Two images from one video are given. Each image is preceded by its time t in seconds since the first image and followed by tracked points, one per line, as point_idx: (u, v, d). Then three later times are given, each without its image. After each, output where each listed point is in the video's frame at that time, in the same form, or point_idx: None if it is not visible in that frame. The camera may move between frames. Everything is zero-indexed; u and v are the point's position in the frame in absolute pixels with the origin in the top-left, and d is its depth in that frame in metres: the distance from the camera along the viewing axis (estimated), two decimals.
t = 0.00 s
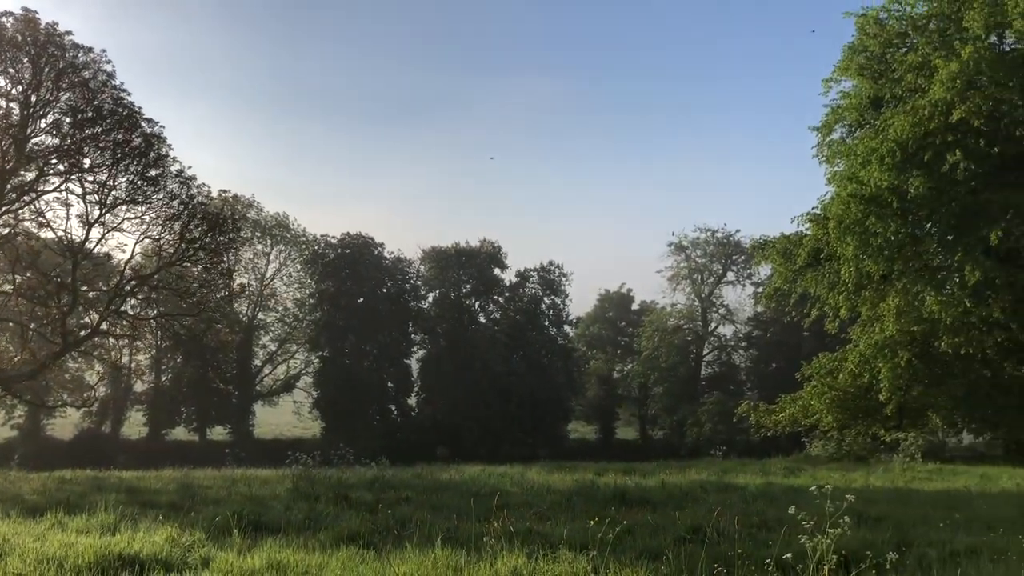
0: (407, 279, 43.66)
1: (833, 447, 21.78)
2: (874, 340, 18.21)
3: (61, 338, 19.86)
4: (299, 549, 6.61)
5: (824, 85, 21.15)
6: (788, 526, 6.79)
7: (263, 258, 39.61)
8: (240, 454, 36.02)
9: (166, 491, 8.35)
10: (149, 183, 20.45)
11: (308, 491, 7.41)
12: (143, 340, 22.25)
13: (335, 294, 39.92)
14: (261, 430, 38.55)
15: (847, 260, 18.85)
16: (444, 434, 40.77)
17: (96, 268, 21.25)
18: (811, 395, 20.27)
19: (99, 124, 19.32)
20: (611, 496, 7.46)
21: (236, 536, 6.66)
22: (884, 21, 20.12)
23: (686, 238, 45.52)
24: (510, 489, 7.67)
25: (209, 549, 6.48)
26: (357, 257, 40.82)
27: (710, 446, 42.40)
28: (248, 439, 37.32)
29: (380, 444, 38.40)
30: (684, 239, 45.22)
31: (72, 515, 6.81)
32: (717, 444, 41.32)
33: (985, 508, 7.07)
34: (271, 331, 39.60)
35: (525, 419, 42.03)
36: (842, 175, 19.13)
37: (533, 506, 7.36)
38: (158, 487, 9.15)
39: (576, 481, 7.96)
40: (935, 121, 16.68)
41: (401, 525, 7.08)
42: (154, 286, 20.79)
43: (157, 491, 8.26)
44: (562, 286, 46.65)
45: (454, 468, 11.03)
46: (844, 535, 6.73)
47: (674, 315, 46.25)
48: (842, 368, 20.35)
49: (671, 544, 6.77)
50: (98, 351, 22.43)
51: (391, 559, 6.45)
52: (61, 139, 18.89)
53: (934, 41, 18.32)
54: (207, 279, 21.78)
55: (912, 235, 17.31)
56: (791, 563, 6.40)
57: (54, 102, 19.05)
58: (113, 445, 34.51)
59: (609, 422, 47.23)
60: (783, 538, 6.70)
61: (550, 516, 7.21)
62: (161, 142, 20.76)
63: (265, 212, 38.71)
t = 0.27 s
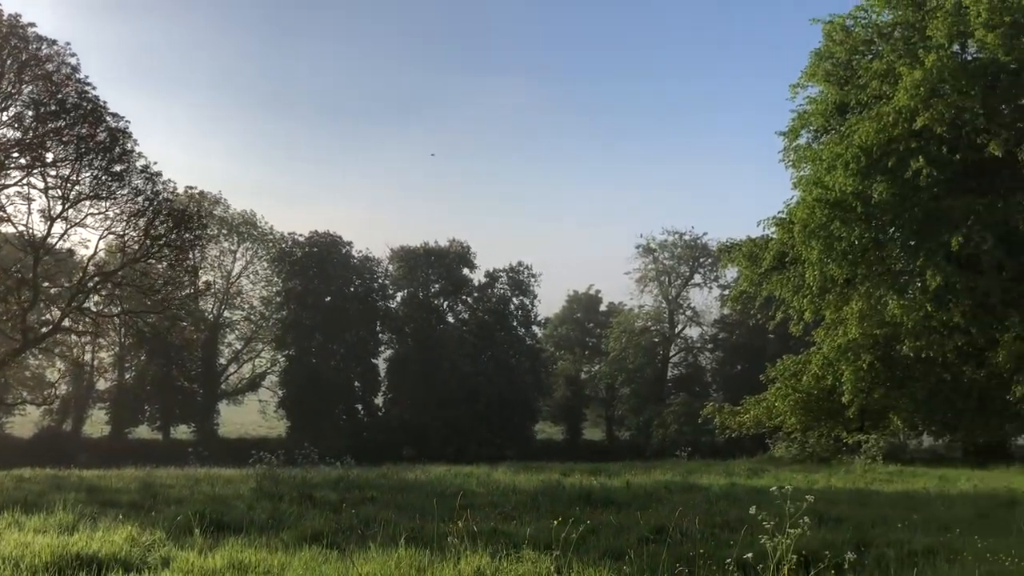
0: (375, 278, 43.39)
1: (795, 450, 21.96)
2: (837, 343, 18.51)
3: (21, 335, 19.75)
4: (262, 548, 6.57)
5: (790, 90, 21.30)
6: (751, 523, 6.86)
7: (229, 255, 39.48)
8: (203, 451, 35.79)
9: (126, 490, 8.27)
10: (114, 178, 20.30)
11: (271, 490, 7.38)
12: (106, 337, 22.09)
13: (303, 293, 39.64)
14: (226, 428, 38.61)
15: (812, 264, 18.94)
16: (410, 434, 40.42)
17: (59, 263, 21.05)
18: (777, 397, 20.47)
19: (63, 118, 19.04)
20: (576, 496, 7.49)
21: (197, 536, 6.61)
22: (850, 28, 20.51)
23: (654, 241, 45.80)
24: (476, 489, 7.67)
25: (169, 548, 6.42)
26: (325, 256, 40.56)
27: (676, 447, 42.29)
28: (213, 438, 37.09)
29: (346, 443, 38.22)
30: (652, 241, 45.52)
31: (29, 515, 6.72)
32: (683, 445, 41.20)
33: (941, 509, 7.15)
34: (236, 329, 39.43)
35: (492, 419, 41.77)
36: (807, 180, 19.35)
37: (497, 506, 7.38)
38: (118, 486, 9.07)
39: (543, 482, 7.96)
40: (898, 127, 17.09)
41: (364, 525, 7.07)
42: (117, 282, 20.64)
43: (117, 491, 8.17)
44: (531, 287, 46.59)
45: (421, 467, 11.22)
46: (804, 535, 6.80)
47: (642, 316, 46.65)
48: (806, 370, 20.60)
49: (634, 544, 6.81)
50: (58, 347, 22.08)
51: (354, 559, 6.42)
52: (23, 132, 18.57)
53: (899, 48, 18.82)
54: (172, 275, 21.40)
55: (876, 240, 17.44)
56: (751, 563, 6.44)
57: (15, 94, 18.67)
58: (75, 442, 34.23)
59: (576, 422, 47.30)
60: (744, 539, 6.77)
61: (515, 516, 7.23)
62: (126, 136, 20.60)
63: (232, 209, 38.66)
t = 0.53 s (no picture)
0: (335, 278, 42.83)
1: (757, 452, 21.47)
2: (794, 346, 18.76)
3: None
4: (215, 549, 6.49)
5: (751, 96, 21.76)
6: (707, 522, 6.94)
7: (187, 254, 39.35)
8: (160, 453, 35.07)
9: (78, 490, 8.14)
10: (69, 174, 20.17)
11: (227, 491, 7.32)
12: (60, 334, 22.08)
13: (262, 292, 39.26)
14: (183, 429, 38.09)
15: (769, 268, 19.30)
16: (370, 435, 40.23)
17: (13, 259, 20.98)
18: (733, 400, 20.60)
19: (16, 112, 18.81)
20: (535, 497, 7.52)
21: (150, 537, 6.52)
22: (809, 36, 20.87)
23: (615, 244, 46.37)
24: (435, 490, 7.67)
25: (120, 549, 6.32)
26: (285, 256, 40.14)
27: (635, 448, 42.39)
28: (170, 439, 36.60)
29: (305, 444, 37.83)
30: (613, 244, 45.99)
31: None
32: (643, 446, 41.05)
33: (893, 510, 7.25)
34: (194, 329, 39.35)
35: (453, 420, 41.84)
36: (765, 185, 19.74)
37: (456, 507, 7.39)
38: (68, 487, 8.94)
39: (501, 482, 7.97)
40: (854, 134, 17.42)
41: (321, 526, 7.04)
42: (71, 279, 20.48)
43: (67, 491, 8.04)
44: (493, 288, 46.53)
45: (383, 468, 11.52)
46: (758, 536, 6.87)
47: (603, 318, 47.17)
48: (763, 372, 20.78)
49: (591, 544, 6.84)
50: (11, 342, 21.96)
51: (309, 560, 6.38)
52: None
53: (857, 56, 19.06)
54: (128, 273, 21.16)
55: (832, 245, 17.94)
56: (705, 563, 6.48)
57: None
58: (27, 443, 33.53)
59: (536, 425, 47.34)
60: (700, 538, 6.84)
61: (474, 517, 7.23)
62: (82, 132, 20.45)
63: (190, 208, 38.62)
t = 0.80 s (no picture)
0: (289, 278, 42.27)
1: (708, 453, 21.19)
2: (747, 348, 19.05)
3: None
4: (162, 553, 6.38)
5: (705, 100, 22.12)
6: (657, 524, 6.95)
7: (138, 253, 38.88)
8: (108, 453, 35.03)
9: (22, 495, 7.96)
10: (15, 169, 20.87)
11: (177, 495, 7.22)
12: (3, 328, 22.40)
13: (215, 292, 38.91)
14: (131, 430, 38.46)
15: (722, 270, 19.87)
16: (324, 437, 39.67)
17: None
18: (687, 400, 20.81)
19: None
20: (490, 498, 7.54)
21: (94, 541, 6.40)
22: (764, 41, 21.24)
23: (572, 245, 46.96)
24: (388, 492, 7.63)
25: (63, 554, 6.18)
26: (238, 255, 39.79)
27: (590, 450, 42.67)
28: (117, 440, 36.63)
29: (258, 446, 37.52)
30: (570, 245, 46.44)
31: None
32: (598, 446, 41.50)
33: (842, 510, 7.31)
34: (144, 329, 38.87)
35: (409, 422, 41.02)
36: (721, 189, 20.19)
37: (410, 509, 7.36)
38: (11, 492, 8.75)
39: (455, 485, 7.95)
40: (807, 140, 17.84)
41: (273, 529, 6.97)
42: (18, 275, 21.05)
43: (11, 497, 7.84)
44: (450, 290, 46.46)
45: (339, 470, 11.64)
46: (708, 536, 6.89)
47: (560, 320, 47.42)
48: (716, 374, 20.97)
49: (544, 545, 6.82)
50: None
51: (259, 563, 6.28)
52: None
53: (809, 62, 19.25)
54: (75, 271, 22.15)
55: (784, 248, 18.59)
56: (654, 563, 6.49)
57: None
58: None
59: (492, 426, 47.56)
60: (652, 539, 6.86)
61: (428, 519, 7.20)
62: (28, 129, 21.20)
63: (142, 206, 38.40)
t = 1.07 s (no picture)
0: (243, 278, 42.04)
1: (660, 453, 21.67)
2: (700, 349, 19.31)
3: None
4: (108, 558, 6.25)
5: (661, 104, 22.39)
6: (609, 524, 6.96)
7: (87, 252, 37.95)
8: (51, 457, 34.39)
9: None
10: None
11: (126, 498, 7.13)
12: None
13: (166, 293, 38.21)
14: (79, 432, 37.98)
15: (677, 273, 20.28)
16: (275, 438, 39.85)
17: None
18: (643, 402, 21.09)
19: None
20: (444, 499, 7.55)
21: (38, 547, 6.26)
22: (717, 46, 21.57)
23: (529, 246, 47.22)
24: (342, 495, 7.63)
25: (4, 561, 6.04)
26: (190, 255, 39.44)
27: (546, 450, 42.78)
28: (63, 444, 36.18)
29: (212, 449, 37.45)
30: (527, 246, 46.71)
31: None
32: (553, 446, 41.65)
33: (792, 509, 7.36)
34: (93, 331, 37.85)
35: (364, 424, 40.93)
36: (674, 192, 20.31)
37: (364, 512, 7.34)
38: None
39: (409, 486, 7.96)
40: (759, 143, 18.07)
41: (224, 532, 6.89)
42: None
43: None
44: (406, 291, 46.19)
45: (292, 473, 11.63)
46: (660, 535, 6.90)
47: (516, 321, 47.53)
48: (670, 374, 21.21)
49: (497, 546, 6.80)
50: None
51: (207, 567, 6.19)
52: None
53: (762, 67, 19.64)
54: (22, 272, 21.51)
55: (737, 250, 19.20)
56: (607, 562, 6.49)
57: None
58: None
59: (448, 427, 48.01)
60: (605, 539, 6.86)
61: (381, 522, 7.17)
62: None
63: (91, 205, 37.48)
